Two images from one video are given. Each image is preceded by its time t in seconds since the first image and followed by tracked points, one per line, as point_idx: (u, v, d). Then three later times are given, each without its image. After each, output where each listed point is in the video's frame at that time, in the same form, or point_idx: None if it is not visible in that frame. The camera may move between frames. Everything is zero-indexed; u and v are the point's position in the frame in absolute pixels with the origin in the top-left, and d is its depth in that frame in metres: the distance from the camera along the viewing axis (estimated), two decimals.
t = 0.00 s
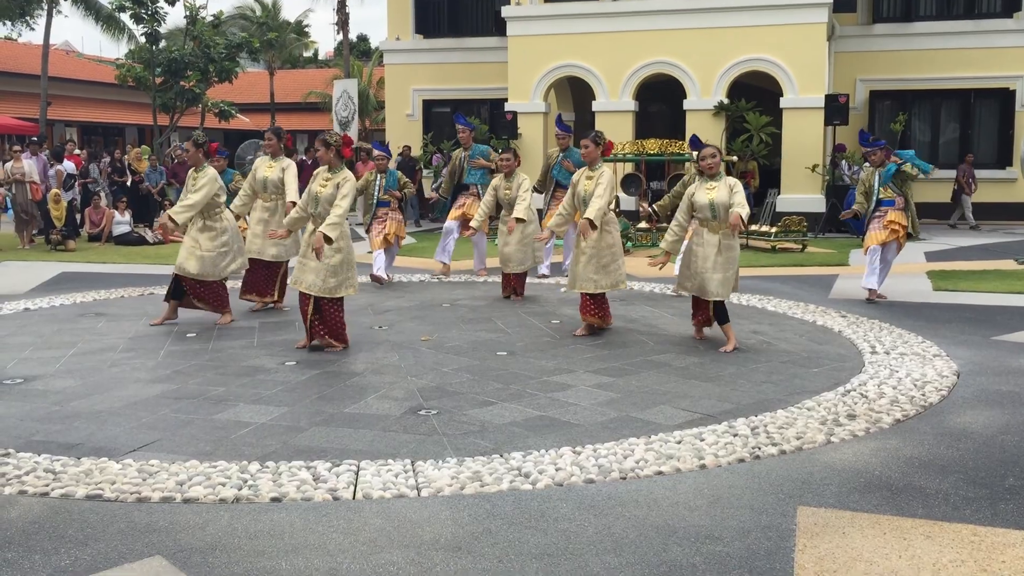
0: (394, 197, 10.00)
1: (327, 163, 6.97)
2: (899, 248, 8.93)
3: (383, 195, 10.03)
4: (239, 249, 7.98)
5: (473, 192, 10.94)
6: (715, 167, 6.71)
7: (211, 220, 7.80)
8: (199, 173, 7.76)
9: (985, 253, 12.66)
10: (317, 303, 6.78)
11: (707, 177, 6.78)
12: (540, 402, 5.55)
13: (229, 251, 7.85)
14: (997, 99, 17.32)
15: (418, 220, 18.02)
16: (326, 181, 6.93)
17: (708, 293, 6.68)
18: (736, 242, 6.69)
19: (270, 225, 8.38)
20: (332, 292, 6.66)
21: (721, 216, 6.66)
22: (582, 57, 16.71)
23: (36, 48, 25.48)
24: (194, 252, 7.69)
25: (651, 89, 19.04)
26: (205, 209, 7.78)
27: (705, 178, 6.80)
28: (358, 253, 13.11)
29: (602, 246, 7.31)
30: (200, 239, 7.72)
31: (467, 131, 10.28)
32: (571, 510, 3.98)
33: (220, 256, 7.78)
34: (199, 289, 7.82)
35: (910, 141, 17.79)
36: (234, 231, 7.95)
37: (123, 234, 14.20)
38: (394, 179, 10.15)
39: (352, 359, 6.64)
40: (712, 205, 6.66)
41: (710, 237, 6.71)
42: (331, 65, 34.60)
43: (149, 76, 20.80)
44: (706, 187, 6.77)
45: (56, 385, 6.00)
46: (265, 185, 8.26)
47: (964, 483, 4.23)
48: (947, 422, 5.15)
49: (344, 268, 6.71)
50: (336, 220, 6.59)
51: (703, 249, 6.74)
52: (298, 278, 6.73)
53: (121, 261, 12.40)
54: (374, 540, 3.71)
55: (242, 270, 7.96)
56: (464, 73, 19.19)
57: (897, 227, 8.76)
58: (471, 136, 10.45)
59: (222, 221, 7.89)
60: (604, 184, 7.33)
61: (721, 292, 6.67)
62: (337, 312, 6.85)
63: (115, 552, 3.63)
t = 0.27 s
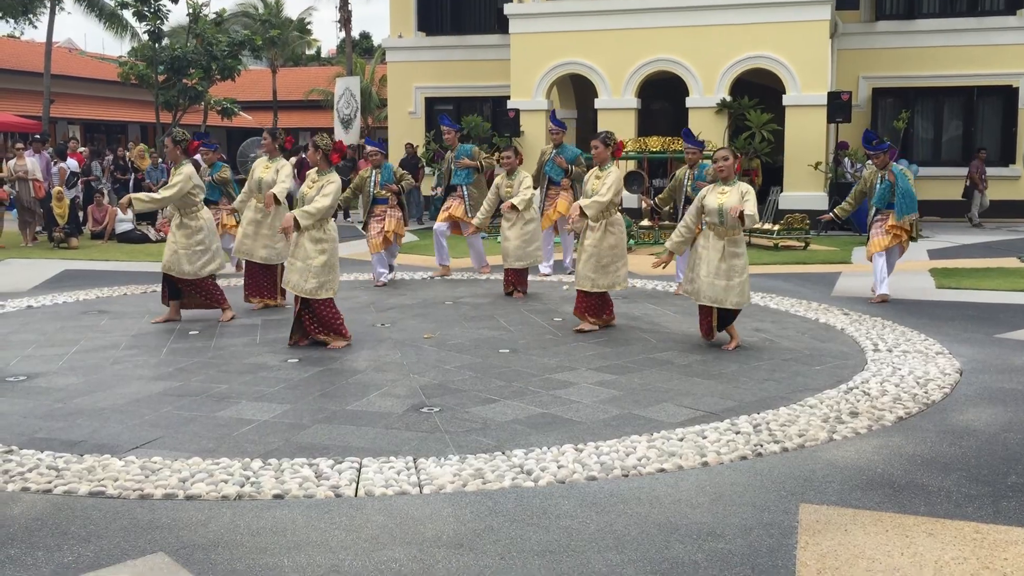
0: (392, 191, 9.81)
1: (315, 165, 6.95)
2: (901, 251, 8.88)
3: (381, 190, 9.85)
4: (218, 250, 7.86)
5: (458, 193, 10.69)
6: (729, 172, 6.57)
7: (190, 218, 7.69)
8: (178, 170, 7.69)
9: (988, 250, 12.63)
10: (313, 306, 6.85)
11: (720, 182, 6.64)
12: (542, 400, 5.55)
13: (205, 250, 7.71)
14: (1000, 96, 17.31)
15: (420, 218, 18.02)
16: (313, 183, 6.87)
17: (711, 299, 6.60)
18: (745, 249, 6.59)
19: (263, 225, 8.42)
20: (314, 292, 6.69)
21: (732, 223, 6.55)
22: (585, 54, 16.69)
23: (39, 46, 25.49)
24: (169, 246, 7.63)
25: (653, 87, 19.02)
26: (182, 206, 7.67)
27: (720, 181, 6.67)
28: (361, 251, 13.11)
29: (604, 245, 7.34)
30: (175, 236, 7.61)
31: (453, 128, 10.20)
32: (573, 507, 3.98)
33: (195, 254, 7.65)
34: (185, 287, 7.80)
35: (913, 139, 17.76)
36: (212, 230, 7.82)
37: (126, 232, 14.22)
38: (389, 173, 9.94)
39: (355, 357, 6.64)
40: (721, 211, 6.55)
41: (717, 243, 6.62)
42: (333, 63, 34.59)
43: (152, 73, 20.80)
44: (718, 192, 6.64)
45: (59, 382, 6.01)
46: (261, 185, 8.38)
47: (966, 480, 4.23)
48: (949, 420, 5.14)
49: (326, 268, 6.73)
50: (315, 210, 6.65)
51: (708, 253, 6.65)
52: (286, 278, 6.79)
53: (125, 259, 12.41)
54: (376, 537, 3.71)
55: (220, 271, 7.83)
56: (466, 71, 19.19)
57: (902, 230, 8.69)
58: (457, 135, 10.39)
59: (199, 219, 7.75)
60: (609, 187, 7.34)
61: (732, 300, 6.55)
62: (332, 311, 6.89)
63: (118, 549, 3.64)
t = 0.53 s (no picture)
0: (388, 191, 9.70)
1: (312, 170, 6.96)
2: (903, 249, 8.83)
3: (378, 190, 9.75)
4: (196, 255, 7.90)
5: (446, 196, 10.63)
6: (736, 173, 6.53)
7: (170, 222, 7.79)
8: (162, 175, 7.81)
9: (991, 248, 12.62)
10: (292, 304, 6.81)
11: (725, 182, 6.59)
12: (545, 397, 5.55)
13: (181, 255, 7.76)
14: (1005, 93, 17.20)
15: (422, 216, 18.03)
16: (309, 188, 6.89)
17: (722, 300, 6.49)
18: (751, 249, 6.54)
19: (257, 231, 8.51)
20: (298, 292, 6.68)
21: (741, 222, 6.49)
22: (587, 52, 16.67)
23: (42, 44, 25.51)
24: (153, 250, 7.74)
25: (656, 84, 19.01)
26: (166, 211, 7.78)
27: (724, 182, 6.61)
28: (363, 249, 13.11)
29: (612, 242, 7.39)
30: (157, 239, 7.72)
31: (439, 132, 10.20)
32: (575, 505, 3.98)
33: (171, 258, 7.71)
34: (163, 289, 7.82)
35: (916, 137, 17.74)
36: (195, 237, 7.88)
37: (129, 230, 14.22)
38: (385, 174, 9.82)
39: (357, 355, 6.64)
40: (728, 211, 6.50)
41: (723, 243, 6.57)
42: (335, 60, 34.57)
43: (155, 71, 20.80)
44: (724, 192, 6.58)
45: (63, 380, 6.02)
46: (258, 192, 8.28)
47: (969, 478, 4.23)
48: (952, 418, 5.14)
49: (314, 271, 6.76)
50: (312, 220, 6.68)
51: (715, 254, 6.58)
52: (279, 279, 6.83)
53: (128, 256, 12.41)
54: (379, 534, 3.72)
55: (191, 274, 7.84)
56: (468, 69, 19.19)
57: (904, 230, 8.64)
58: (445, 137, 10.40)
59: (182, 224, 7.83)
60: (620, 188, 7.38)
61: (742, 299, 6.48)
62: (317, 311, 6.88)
63: (121, 546, 3.64)
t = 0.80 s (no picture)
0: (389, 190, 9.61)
1: (309, 162, 6.95)
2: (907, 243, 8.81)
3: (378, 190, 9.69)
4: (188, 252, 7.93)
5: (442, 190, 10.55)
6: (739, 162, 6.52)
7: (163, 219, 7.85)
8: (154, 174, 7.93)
9: (994, 246, 12.59)
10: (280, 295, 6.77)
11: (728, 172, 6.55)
12: (547, 395, 5.55)
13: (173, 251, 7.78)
14: (1008, 91, 17.17)
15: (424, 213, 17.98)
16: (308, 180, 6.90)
17: (735, 294, 6.39)
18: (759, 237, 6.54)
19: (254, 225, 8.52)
20: (294, 283, 6.70)
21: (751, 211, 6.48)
22: (590, 50, 16.66)
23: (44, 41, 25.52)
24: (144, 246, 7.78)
25: (658, 82, 18.99)
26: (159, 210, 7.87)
27: (726, 171, 6.57)
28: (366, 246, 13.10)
29: (626, 237, 7.42)
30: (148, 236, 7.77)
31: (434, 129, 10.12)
32: (578, 502, 3.98)
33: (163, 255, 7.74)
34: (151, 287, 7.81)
35: (919, 134, 17.71)
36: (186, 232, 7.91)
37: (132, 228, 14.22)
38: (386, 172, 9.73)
39: (359, 352, 6.64)
40: (737, 201, 6.46)
41: (732, 234, 6.51)
42: (338, 58, 34.57)
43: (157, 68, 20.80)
44: (727, 181, 6.54)
45: (66, 376, 6.03)
46: (254, 185, 8.36)
47: (972, 476, 4.22)
48: (955, 416, 5.13)
49: (313, 265, 6.79)
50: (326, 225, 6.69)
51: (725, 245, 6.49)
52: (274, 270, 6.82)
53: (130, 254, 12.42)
54: (381, 531, 3.72)
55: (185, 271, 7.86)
56: (470, 66, 19.18)
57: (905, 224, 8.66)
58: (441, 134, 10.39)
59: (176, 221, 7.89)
60: (633, 180, 7.40)
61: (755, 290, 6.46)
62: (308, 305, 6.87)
63: (124, 542, 3.65)
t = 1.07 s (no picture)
0: (391, 186, 9.56)
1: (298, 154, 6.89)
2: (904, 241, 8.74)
3: (378, 185, 9.60)
4: (184, 242, 7.90)
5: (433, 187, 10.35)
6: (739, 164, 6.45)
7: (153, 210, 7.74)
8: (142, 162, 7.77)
9: (997, 244, 12.57)
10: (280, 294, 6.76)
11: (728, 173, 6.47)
12: (549, 392, 5.55)
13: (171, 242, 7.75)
14: (1010, 88, 17.19)
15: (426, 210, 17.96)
16: (302, 172, 6.84)
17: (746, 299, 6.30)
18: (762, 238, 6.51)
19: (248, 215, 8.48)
20: (305, 281, 6.70)
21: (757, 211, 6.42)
22: (591, 46, 16.64)
23: (46, 37, 25.52)
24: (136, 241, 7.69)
25: (660, 79, 18.98)
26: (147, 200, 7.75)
27: (725, 173, 6.47)
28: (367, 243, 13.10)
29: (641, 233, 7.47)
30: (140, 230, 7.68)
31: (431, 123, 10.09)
32: (579, 498, 3.99)
33: (161, 247, 7.70)
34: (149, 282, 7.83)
35: (921, 131, 17.69)
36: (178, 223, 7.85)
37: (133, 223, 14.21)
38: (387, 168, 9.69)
39: (361, 349, 6.64)
40: (745, 201, 6.36)
41: (742, 236, 6.37)
42: (340, 54, 34.55)
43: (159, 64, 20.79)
44: (730, 183, 6.43)
45: (68, 372, 6.03)
46: (249, 175, 8.46)
47: (973, 473, 4.22)
48: (957, 413, 5.13)
49: (320, 258, 6.78)
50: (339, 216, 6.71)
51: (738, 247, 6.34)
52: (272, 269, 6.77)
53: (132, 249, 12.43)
54: (383, 528, 3.72)
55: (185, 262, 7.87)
56: (472, 63, 19.16)
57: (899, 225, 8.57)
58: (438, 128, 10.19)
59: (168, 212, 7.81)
60: (645, 175, 7.42)
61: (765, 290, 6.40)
62: (305, 302, 6.87)
63: (126, 538, 3.65)
